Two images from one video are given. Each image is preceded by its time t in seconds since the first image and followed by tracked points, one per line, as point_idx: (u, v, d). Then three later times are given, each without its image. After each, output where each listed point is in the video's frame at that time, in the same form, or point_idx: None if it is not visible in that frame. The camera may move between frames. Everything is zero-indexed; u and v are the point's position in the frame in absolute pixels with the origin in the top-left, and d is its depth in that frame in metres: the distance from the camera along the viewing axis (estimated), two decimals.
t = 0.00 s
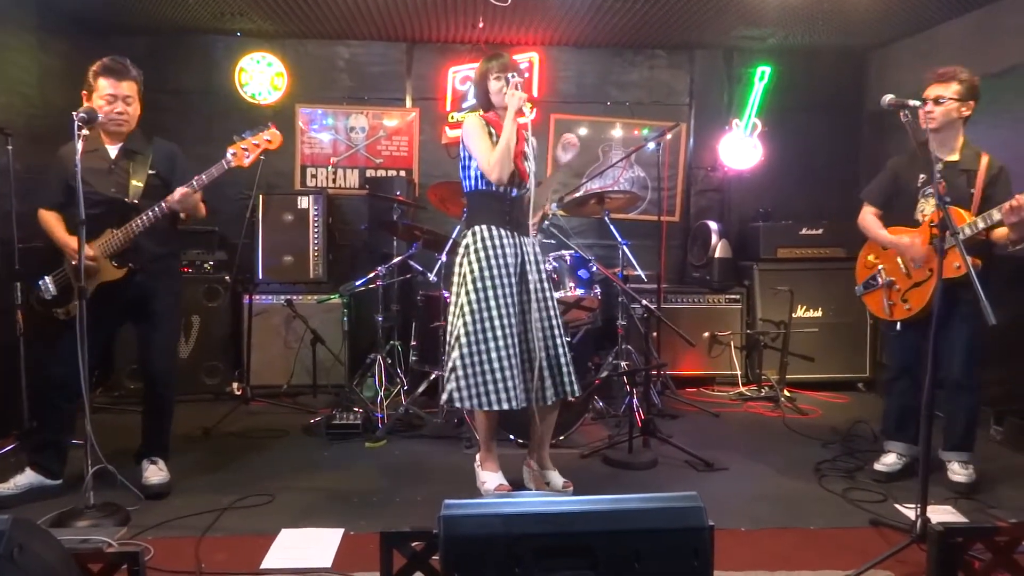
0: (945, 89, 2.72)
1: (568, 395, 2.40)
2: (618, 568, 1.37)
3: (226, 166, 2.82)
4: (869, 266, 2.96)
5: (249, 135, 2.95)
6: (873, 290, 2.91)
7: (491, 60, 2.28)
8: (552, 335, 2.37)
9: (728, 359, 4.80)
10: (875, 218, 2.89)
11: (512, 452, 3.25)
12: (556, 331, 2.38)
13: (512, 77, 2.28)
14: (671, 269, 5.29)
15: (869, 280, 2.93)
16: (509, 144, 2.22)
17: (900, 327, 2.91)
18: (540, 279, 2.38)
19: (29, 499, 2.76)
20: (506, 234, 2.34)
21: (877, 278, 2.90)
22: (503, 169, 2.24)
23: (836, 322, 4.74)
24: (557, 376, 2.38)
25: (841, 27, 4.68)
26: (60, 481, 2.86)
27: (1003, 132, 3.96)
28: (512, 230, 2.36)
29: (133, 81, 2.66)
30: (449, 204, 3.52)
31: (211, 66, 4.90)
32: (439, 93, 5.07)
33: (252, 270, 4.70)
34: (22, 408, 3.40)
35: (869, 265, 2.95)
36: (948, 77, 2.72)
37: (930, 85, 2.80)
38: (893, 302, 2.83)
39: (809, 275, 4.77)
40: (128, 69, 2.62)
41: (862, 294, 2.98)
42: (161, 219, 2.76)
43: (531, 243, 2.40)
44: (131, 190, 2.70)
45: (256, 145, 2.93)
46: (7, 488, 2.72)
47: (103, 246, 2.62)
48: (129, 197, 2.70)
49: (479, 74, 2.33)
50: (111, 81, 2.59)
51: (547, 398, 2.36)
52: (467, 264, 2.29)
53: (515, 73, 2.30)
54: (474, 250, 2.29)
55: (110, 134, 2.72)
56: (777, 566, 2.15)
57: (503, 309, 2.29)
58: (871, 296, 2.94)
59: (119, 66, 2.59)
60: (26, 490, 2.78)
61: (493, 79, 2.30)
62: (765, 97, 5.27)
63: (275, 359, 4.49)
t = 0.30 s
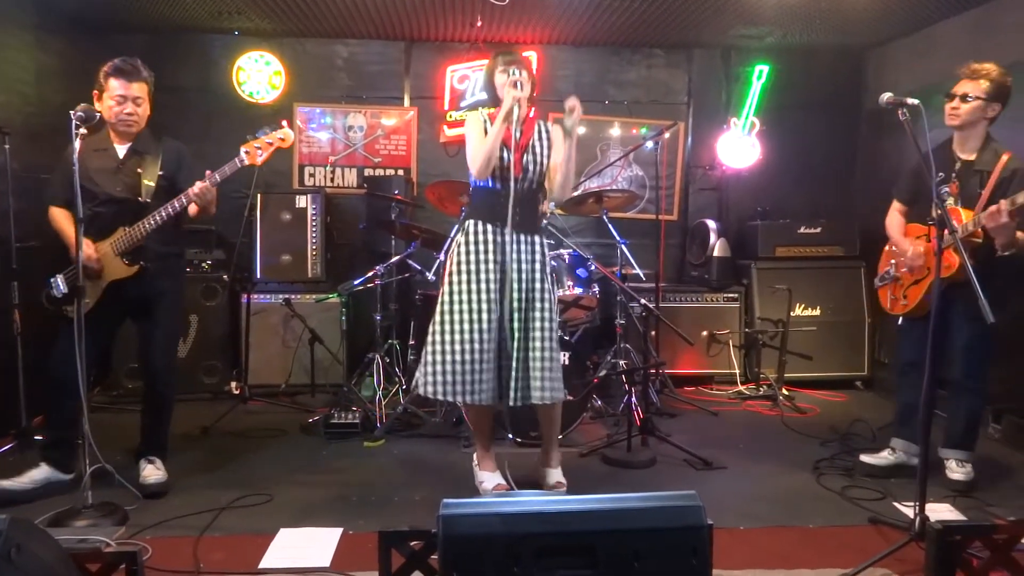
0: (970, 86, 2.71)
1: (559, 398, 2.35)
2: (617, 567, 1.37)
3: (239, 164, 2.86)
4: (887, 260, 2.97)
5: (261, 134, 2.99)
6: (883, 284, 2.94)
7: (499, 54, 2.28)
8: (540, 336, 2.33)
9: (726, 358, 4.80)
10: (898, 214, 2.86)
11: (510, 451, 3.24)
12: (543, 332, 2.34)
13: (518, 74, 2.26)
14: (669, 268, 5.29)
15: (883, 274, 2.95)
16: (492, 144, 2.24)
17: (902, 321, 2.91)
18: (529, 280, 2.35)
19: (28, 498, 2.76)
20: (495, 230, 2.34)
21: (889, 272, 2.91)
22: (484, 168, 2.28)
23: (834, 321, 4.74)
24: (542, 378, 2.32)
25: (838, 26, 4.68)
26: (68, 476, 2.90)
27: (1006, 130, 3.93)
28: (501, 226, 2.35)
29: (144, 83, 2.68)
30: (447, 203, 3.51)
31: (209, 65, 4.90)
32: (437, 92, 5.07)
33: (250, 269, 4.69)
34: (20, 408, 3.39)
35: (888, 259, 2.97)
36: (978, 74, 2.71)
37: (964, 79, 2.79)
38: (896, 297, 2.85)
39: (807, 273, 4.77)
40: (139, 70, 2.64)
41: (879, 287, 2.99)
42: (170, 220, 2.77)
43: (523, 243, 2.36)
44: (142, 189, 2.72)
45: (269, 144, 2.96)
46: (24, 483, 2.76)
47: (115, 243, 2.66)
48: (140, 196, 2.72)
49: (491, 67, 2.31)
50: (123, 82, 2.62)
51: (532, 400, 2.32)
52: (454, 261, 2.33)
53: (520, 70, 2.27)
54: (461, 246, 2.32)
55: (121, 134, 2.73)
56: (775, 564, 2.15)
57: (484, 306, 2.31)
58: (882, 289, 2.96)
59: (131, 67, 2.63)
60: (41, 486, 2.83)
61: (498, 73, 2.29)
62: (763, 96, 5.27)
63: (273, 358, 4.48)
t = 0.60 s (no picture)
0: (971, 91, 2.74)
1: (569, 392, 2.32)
2: (616, 567, 1.37)
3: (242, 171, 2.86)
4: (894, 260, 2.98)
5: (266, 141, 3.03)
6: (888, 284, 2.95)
7: (508, 54, 2.33)
8: (545, 335, 2.30)
9: (725, 358, 4.80)
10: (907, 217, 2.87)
11: (509, 451, 3.24)
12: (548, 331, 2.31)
13: (523, 73, 2.32)
14: (666, 267, 5.29)
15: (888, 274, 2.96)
16: (495, 147, 2.33)
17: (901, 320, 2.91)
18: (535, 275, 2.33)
19: (25, 499, 2.75)
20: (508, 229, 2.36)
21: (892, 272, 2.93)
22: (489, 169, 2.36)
23: (832, 321, 4.75)
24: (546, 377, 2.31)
25: (836, 26, 4.68)
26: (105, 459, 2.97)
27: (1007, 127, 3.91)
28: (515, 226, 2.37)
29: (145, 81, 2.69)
30: (444, 203, 3.50)
31: (207, 65, 4.89)
32: (435, 92, 5.06)
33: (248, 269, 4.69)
34: (17, 408, 3.38)
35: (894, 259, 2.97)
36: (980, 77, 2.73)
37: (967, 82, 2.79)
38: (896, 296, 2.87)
39: (805, 273, 4.77)
40: (139, 69, 2.65)
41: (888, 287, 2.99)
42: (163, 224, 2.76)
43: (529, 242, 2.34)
44: (137, 190, 2.72)
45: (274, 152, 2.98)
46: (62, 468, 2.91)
47: (106, 243, 2.66)
48: (135, 197, 2.73)
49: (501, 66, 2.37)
50: (125, 80, 2.62)
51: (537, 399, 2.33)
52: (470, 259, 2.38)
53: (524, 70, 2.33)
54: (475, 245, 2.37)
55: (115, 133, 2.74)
56: (774, 564, 2.15)
57: (491, 305, 2.32)
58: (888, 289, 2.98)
59: (132, 66, 2.64)
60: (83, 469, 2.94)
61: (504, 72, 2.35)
62: (761, 96, 5.27)
63: (271, 358, 4.48)
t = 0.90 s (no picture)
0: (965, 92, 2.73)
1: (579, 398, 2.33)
2: (615, 570, 1.37)
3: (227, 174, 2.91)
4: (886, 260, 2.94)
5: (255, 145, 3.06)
6: (881, 287, 2.91)
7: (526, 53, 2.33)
8: (553, 339, 2.31)
9: (724, 360, 4.80)
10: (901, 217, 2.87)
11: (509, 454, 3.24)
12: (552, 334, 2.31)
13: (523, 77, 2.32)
14: (666, 270, 5.29)
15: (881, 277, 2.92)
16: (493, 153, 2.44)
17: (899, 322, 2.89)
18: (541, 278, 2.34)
19: (22, 501, 2.75)
20: (518, 231, 2.39)
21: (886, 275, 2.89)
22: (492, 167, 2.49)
23: (832, 323, 4.75)
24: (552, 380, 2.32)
25: (835, 28, 4.68)
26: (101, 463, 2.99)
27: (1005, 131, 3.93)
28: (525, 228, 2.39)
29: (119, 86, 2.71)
30: (444, 206, 3.49)
31: (206, 67, 4.89)
32: (434, 95, 5.07)
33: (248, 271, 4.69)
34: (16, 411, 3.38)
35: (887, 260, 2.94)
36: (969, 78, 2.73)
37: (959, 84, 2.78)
38: (894, 299, 2.83)
39: (805, 275, 4.77)
40: (111, 74, 2.67)
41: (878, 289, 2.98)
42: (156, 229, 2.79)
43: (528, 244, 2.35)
44: (120, 196, 2.75)
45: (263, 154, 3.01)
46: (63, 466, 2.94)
47: (94, 250, 2.68)
48: (119, 203, 2.75)
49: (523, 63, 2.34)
50: (102, 85, 2.63)
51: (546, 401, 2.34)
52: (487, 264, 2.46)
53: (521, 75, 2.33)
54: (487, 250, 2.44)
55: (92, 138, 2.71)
56: (774, 567, 2.15)
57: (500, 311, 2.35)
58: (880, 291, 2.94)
59: (104, 71, 2.65)
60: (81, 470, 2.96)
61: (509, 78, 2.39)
62: (760, 98, 5.28)
63: (270, 361, 4.47)
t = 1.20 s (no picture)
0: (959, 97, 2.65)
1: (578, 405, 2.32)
2: (615, 571, 1.37)
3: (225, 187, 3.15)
4: (872, 268, 2.90)
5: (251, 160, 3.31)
6: (873, 295, 2.87)
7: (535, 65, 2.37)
8: (553, 344, 2.29)
9: (725, 361, 4.80)
10: (880, 220, 2.84)
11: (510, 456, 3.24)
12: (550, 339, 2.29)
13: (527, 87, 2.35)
14: (667, 271, 5.30)
15: (871, 284, 2.87)
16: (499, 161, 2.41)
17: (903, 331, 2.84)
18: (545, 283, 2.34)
19: (24, 503, 2.76)
20: (521, 238, 2.40)
21: (879, 282, 2.84)
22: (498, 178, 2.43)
23: (833, 324, 4.75)
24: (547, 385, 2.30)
25: (835, 30, 4.69)
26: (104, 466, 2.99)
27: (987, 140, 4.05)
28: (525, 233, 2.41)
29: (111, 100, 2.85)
30: (445, 208, 3.49)
31: (207, 69, 4.90)
32: (434, 97, 5.07)
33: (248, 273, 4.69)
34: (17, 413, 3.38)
35: (873, 268, 2.90)
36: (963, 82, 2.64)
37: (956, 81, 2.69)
38: (896, 305, 2.79)
39: (805, 276, 4.78)
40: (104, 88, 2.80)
41: (864, 298, 2.91)
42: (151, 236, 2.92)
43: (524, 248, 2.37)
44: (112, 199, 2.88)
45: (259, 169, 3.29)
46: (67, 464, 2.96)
47: (92, 252, 2.76)
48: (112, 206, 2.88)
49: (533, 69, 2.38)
50: (102, 97, 2.77)
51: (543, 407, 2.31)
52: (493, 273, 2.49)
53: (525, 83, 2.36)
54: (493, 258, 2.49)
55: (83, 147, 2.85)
56: (774, 568, 2.15)
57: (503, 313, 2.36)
58: (872, 300, 2.88)
59: (99, 84, 2.78)
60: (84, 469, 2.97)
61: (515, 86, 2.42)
62: (760, 99, 5.29)
63: (271, 363, 4.48)
